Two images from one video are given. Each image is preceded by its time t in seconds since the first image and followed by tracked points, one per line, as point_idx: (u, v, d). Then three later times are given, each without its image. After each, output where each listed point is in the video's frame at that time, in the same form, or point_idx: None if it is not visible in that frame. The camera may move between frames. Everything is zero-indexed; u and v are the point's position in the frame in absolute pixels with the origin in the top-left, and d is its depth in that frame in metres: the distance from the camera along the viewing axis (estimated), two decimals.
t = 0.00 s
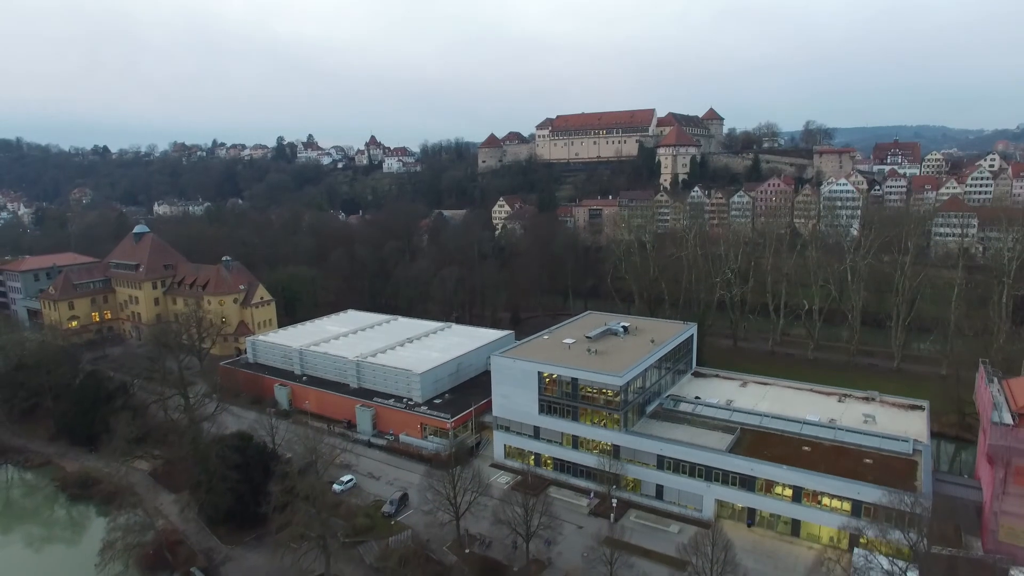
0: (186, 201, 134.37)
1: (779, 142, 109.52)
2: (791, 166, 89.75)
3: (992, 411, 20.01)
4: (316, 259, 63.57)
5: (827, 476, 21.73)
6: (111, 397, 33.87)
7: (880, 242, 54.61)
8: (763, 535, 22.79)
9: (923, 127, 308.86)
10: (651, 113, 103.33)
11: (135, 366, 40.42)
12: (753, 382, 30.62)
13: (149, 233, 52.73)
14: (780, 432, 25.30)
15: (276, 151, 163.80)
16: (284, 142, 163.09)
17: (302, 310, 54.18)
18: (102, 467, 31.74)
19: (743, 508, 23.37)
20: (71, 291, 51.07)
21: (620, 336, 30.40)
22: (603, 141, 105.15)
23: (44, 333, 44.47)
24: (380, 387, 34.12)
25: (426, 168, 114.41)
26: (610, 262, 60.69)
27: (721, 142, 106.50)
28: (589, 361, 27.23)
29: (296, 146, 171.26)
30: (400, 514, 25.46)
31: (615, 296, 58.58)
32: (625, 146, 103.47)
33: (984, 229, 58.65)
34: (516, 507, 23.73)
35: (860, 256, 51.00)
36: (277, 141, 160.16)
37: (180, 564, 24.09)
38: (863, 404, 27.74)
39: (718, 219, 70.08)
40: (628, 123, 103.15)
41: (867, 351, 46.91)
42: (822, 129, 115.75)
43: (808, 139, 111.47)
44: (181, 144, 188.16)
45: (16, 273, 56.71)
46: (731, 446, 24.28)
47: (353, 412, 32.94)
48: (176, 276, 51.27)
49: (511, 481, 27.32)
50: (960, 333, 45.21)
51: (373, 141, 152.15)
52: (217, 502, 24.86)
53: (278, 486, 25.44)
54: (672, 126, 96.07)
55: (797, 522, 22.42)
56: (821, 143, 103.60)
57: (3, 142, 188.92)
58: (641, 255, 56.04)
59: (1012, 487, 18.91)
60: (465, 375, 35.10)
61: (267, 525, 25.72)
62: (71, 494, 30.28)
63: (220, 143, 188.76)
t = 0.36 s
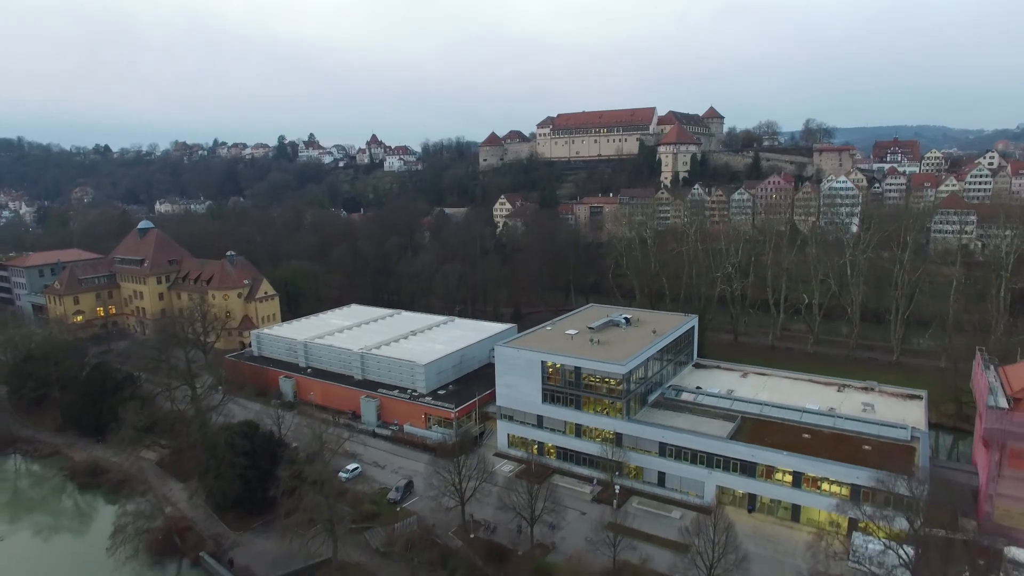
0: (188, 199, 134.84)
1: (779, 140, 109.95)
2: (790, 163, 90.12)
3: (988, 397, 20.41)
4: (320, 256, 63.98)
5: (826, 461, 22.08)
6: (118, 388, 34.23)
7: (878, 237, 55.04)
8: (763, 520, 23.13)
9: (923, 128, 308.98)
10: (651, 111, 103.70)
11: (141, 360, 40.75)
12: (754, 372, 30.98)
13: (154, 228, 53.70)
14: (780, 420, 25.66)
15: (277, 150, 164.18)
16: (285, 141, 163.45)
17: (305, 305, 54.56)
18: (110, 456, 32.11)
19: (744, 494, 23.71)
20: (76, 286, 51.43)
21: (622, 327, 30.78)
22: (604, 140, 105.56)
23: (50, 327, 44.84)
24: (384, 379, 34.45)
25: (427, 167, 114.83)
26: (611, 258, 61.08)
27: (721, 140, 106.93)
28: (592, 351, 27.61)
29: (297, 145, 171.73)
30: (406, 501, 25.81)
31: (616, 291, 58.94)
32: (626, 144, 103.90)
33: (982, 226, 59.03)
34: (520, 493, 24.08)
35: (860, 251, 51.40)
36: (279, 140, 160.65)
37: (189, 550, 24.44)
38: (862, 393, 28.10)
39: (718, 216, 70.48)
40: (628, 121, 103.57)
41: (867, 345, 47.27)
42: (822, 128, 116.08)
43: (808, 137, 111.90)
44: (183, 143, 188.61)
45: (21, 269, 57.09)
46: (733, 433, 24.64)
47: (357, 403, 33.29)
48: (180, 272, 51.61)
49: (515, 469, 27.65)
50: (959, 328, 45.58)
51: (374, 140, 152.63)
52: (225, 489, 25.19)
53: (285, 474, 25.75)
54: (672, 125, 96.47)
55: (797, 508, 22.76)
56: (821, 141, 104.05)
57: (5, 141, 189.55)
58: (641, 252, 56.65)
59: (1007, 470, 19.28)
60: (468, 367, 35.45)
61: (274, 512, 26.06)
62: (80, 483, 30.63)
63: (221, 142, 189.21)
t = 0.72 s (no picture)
0: (189, 198, 135.25)
1: (778, 139, 110.54)
2: (789, 161, 90.66)
3: (983, 382, 20.77)
4: (322, 252, 64.39)
5: (824, 446, 22.53)
6: (124, 379, 34.67)
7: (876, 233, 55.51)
8: (763, 505, 23.57)
9: (922, 128, 310.05)
10: (651, 110, 104.16)
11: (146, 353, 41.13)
12: (753, 363, 31.43)
13: (157, 223, 54.09)
14: (779, 408, 26.12)
15: (277, 149, 164.54)
16: (285, 140, 163.78)
17: (308, 300, 55.01)
18: (117, 446, 32.53)
19: (743, 480, 24.15)
20: (80, 281, 51.82)
21: (623, 319, 31.25)
22: (604, 138, 106.03)
23: (56, 321, 45.26)
24: (388, 370, 34.85)
25: (428, 165, 115.26)
26: (611, 254, 61.55)
27: (720, 139, 107.50)
28: (593, 340, 28.03)
29: (297, 144, 172.07)
30: (411, 487, 26.23)
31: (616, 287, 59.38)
32: (625, 142, 104.43)
33: (979, 222, 59.57)
34: (524, 479, 24.48)
35: (857, 248, 51.85)
36: (279, 139, 161.05)
37: (198, 535, 24.84)
38: (859, 382, 28.56)
39: (718, 213, 70.97)
40: (627, 120, 104.07)
41: (865, 340, 47.79)
42: (820, 126, 116.46)
43: (807, 136, 112.53)
44: (183, 142, 188.90)
45: (25, 265, 57.47)
46: (732, 420, 25.09)
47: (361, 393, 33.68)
48: (183, 267, 52.00)
49: (518, 457, 28.06)
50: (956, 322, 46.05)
51: (374, 139, 153.02)
52: (233, 475, 25.57)
53: (292, 461, 26.17)
54: (672, 123, 96.95)
55: (795, 493, 23.21)
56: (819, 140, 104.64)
57: (5, 140, 189.83)
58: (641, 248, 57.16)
59: (1000, 454, 19.67)
60: (471, 359, 35.86)
61: (281, 499, 26.46)
62: (88, 473, 31.07)
63: (221, 141, 189.43)
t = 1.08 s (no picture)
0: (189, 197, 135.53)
1: (777, 138, 111.09)
2: (788, 160, 91.18)
3: (979, 369, 21.28)
4: (324, 249, 64.79)
5: (822, 433, 22.98)
6: (130, 371, 35.09)
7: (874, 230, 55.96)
8: (762, 492, 24.02)
9: (920, 128, 311.20)
10: (650, 109, 104.64)
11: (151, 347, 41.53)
12: (752, 355, 31.88)
13: (161, 219, 54.52)
14: (778, 397, 26.57)
15: (277, 148, 164.88)
16: (285, 139, 164.03)
17: (310, 296, 55.42)
18: (125, 437, 32.98)
19: (743, 467, 24.58)
20: (84, 277, 52.21)
21: (624, 311, 31.70)
22: (603, 137, 106.48)
23: (61, 316, 45.66)
24: (392, 363, 35.26)
25: (428, 164, 115.65)
26: (612, 251, 61.99)
27: (719, 138, 108.02)
28: (596, 331, 28.46)
29: (297, 144, 172.39)
30: (417, 476, 26.64)
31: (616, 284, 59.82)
32: (625, 141, 104.88)
33: (976, 219, 60.08)
34: (527, 467, 24.89)
35: (855, 245, 52.31)
36: (279, 138, 161.30)
37: (207, 522, 25.29)
38: (857, 373, 29.02)
39: (717, 211, 71.42)
40: (627, 119, 104.55)
41: (862, 335, 48.28)
42: (819, 125, 116.89)
43: (806, 135, 113.14)
44: (182, 141, 189.07)
45: (28, 261, 57.83)
46: (732, 409, 25.53)
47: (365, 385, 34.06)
48: (187, 263, 52.36)
49: (521, 447, 28.47)
50: (953, 317, 46.56)
51: (374, 138, 153.37)
52: (241, 463, 25.97)
53: (298, 450, 26.58)
54: (671, 122, 97.41)
55: (794, 479, 23.65)
56: (818, 139, 105.21)
57: (5, 140, 189.96)
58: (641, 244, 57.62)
59: (994, 438, 20.20)
60: (473, 352, 36.28)
61: (289, 487, 26.87)
62: (96, 463, 31.51)
63: (221, 140, 189.58)
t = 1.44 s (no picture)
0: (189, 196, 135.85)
1: (775, 136, 111.68)
2: (786, 158, 91.79)
3: (971, 355, 21.83)
4: (326, 245, 65.25)
5: (820, 419, 23.52)
6: (136, 364, 35.21)
7: (871, 226, 56.56)
8: (761, 477, 24.54)
9: (917, 128, 312.36)
10: (649, 108, 105.21)
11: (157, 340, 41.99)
12: (751, 346, 32.41)
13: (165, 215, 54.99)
14: (777, 386, 27.10)
15: (277, 147, 165.38)
16: (285, 138, 164.48)
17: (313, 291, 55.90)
18: (133, 427, 33.46)
19: (743, 454, 25.09)
20: (89, 272, 52.63)
21: (625, 302, 32.24)
22: (603, 136, 107.02)
23: (67, 310, 46.11)
24: (396, 354, 35.73)
25: (429, 163, 116.12)
26: (612, 247, 62.54)
27: (718, 136, 108.62)
28: (597, 321, 29.01)
29: (297, 143, 172.79)
30: (422, 463, 27.12)
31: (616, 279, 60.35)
32: (625, 140, 105.44)
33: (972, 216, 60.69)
34: (531, 454, 25.38)
35: (853, 240, 52.87)
36: (278, 137, 161.64)
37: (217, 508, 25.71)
38: (854, 363, 29.55)
39: (716, 208, 71.99)
40: (626, 117, 105.09)
41: (860, 329, 48.86)
42: (817, 124, 117.48)
43: (804, 133, 113.76)
44: (182, 140, 189.30)
45: (33, 257, 58.25)
46: (732, 397, 26.07)
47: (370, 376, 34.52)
48: (191, 258, 52.79)
49: (524, 435, 28.95)
50: (949, 311, 47.17)
51: (374, 137, 153.86)
52: (249, 450, 26.42)
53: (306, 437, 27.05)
54: (671, 121, 97.98)
55: (793, 465, 24.16)
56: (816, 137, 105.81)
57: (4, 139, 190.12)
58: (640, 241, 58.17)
59: (987, 422, 20.67)
60: (476, 344, 36.78)
61: (296, 473, 27.35)
62: (105, 453, 31.95)
63: (220, 139, 189.80)
